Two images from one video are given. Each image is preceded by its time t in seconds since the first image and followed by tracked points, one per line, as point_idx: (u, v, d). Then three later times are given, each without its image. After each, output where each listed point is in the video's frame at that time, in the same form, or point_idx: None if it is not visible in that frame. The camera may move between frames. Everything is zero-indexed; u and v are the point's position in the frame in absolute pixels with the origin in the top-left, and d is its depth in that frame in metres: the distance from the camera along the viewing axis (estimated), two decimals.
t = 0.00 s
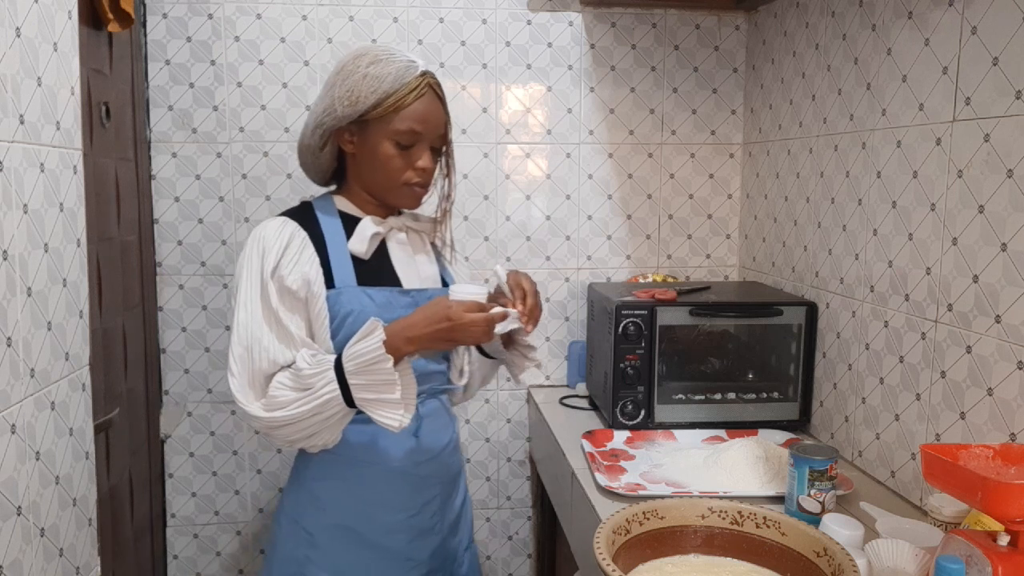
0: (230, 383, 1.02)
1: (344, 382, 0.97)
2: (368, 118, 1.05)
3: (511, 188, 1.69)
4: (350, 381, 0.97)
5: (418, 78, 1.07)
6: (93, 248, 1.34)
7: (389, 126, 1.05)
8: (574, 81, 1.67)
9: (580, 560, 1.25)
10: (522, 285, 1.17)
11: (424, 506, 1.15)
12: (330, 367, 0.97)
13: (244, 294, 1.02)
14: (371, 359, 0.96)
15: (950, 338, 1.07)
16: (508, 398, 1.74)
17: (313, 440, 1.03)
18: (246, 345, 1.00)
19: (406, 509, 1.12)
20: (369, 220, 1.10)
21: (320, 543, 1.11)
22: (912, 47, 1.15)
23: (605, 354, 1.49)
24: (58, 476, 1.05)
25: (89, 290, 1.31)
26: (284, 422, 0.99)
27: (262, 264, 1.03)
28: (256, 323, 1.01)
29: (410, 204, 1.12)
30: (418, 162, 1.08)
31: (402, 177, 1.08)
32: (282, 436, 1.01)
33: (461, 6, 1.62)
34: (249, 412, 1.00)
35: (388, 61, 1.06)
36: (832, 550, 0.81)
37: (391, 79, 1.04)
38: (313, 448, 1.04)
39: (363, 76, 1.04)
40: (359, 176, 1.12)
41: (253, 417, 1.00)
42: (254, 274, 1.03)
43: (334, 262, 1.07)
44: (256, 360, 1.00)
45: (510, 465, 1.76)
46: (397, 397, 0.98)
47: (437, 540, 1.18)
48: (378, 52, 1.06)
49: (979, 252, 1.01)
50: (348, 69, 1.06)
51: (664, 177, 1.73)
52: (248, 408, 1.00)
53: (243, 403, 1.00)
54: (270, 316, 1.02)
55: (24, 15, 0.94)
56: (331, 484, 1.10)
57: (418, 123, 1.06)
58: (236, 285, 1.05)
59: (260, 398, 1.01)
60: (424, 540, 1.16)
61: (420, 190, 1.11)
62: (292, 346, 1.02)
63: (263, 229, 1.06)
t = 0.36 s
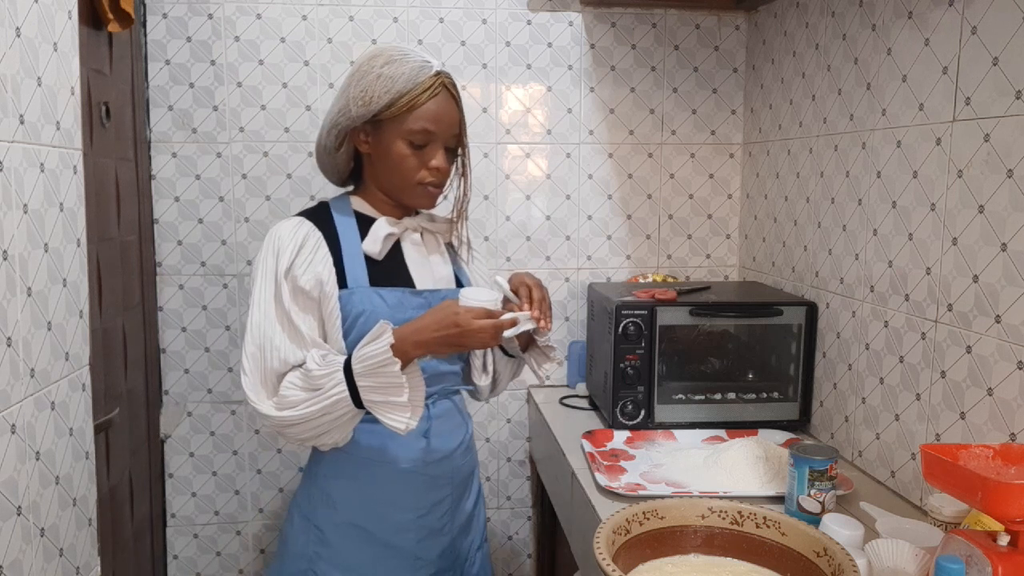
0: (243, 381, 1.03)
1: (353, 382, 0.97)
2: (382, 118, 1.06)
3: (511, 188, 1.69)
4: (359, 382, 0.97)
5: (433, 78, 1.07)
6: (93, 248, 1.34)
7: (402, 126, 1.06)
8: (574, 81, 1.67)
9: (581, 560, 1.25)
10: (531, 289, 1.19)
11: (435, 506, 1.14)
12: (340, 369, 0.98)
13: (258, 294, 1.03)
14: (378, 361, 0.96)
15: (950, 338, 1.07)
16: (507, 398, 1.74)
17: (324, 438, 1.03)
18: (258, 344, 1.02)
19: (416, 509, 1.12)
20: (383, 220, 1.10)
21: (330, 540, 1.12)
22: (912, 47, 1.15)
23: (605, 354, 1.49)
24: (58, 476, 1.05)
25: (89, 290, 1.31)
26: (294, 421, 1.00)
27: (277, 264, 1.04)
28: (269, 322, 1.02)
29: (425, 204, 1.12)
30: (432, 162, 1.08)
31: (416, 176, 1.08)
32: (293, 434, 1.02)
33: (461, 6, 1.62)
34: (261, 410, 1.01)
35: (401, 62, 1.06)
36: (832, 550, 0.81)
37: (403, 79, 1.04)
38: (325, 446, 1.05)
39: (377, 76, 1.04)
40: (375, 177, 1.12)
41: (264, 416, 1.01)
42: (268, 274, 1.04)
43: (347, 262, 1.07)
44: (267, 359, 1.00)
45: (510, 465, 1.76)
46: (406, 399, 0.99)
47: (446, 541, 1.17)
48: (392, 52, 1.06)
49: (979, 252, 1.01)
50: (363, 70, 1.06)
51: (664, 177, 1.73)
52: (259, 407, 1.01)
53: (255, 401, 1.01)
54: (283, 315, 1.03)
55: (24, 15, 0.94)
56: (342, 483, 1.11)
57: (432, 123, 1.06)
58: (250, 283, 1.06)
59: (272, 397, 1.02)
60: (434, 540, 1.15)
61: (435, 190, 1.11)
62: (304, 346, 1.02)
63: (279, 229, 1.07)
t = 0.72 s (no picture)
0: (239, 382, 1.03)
1: (350, 384, 0.97)
2: (374, 118, 1.06)
3: (512, 188, 1.69)
4: (356, 383, 0.97)
5: (425, 78, 1.07)
6: (93, 248, 1.34)
7: (395, 126, 1.06)
8: (574, 81, 1.67)
9: (581, 560, 1.25)
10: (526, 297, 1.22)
11: (430, 503, 1.15)
12: (337, 371, 0.98)
13: (251, 295, 1.03)
14: (376, 363, 0.96)
15: (950, 338, 1.07)
16: (508, 398, 1.74)
17: (320, 438, 1.03)
18: (253, 346, 1.02)
19: (412, 506, 1.12)
20: (374, 218, 1.10)
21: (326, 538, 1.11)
22: (912, 47, 1.15)
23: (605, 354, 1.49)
24: (58, 476, 1.05)
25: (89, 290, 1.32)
26: (290, 423, 1.00)
27: (270, 265, 1.03)
28: (262, 323, 1.02)
29: (415, 204, 1.12)
30: (424, 161, 1.08)
31: (407, 176, 1.08)
32: (289, 435, 1.03)
33: (461, 6, 1.62)
34: (256, 412, 1.01)
35: (394, 62, 1.05)
36: (832, 550, 0.81)
37: (395, 80, 1.04)
38: (321, 445, 1.05)
39: (369, 76, 1.04)
40: (366, 176, 1.13)
41: (259, 417, 1.01)
42: (261, 275, 1.03)
43: (340, 262, 1.08)
44: (262, 361, 1.01)
45: (510, 465, 1.76)
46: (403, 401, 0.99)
47: (441, 538, 1.17)
48: (385, 52, 1.06)
49: (979, 252, 1.01)
50: (355, 69, 1.06)
51: (664, 177, 1.73)
52: (254, 408, 1.01)
53: (250, 403, 1.01)
54: (277, 316, 1.03)
55: (24, 15, 0.94)
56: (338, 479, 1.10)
57: (424, 123, 1.06)
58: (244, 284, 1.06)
59: (267, 398, 1.02)
60: (430, 536, 1.16)
61: (426, 190, 1.11)
62: (298, 346, 1.02)
63: (271, 229, 1.06)
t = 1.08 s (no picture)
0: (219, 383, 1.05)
1: (326, 404, 0.99)
2: (350, 115, 1.05)
3: (511, 188, 1.69)
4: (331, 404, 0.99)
5: (402, 75, 1.07)
6: (93, 248, 1.34)
7: (371, 122, 1.05)
8: (574, 81, 1.67)
9: (581, 560, 1.25)
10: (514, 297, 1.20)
11: (410, 502, 1.14)
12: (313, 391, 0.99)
13: (230, 296, 1.03)
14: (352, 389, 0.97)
15: (950, 338, 1.07)
16: (508, 398, 1.74)
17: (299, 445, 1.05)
18: (232, 347, 1.03)
19: (391, 506, 1.12)
20: (354, 216, 1.09)
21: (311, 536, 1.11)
22: (912, 47, 1.15)
23: (605, 354, 1.49)
24: (58, 476, 1.05)
25: (89, 290, 1.32)
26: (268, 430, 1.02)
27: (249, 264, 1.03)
28: (241, 325, 1.02)
29: (393, 202, 1.12)
30: (400, 158, 1.08)
31: (384, 173, 1.08)
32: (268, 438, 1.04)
33: (461, 6, 1.62)
34: (234, 415, 1.03)
35: (370, 59, 1.06)
36: (832, 550, 0.81)
37: (377, 77, 1.04)
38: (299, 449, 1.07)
39: (345, 73, 1.04)
40: (344, 174, 1.12)
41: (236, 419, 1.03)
42: (240, 275, 1.03)
43: (320, 261, 1.07)
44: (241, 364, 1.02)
45: (510, 465, 1.76)
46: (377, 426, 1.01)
47: (422, 538, 1.17)
48: (362, 51, 1.07)
49: (979, 252, 1.01)
50: (332, 67, 1.06)
51: (664, 177, 1.73)
52: (232, 411, 1.02)
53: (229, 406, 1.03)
54: (256, 317, 1.03)
55: (24, 15, 0.94)
56: (315, 479, 1.10)
57: (401, 120, 1.06)
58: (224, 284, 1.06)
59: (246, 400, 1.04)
60: (409, 536, 1.15)
61: (403, 186, 1.11)
62: (275, 345, 1.03)
63: (251, 227, 1.06)
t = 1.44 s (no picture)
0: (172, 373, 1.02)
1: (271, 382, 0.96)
2: (314, 108, 1.04)
3: (512, 188, 1.69)
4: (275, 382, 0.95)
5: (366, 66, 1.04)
6: (93, 248, 1.34)
7: (333, 114, 1.03)
8: (574, 81, 1.67)
9: (580, 560, 1.25)
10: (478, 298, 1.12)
11: (374, 509, 1.10)
12: (261, 368, 0.96)
13: (195, 289, 1.01)
14: (293, 366, 0.93)
15: (950, 338, 1.07)
16: (508, 398, 1.74)
17: (249, 437, 1.01)
18: (192, 340, 1.00)
19: (354, 511, 1.08)
20: (330, 216, 1.07)
21: (271, 538, 1.08)
22: (912, 47, 1.15)
23: (605, 354, 1.49)
24: (58, 476, 1.05)
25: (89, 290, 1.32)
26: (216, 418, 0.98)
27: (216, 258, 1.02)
28: (204, 318, 1.00)
29: (363, 196, 1.07)
30: (365, 149, 1.03)
31: (348, 165, 1.04)
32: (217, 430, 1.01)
33: (461, 6, 1.62)
34: (180, 403, 0.99)
35: (329, 56, 1.04)
36: (832, 550, 0.81)
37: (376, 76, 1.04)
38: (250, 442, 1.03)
39: (303, 72, 1.04)
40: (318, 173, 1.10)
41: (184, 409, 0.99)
42: (205, 269, 1.02)
43: (290, 258, 1.04)
44: (198, 355, 0.99)
45: (510, 465, 1.76)
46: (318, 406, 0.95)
47: (386, 545, 1.13)
48: (325, 49, 1.05)
49: (979, 252, 1.01)
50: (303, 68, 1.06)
51: (664, 177, 1.73)
52: (179, 400, 0.99)
53: (177, 395, 0.99)
54: (220, 311, 1.01)
55: (24, 15, 0.94)
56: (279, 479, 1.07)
57: (362, 109, 1.02)
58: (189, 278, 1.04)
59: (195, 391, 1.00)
60: (372, 543, 1.11)
61: (373, 179, 1.06)
62: (235, 339, 1.00)
63: (224, 221, 1.04)
